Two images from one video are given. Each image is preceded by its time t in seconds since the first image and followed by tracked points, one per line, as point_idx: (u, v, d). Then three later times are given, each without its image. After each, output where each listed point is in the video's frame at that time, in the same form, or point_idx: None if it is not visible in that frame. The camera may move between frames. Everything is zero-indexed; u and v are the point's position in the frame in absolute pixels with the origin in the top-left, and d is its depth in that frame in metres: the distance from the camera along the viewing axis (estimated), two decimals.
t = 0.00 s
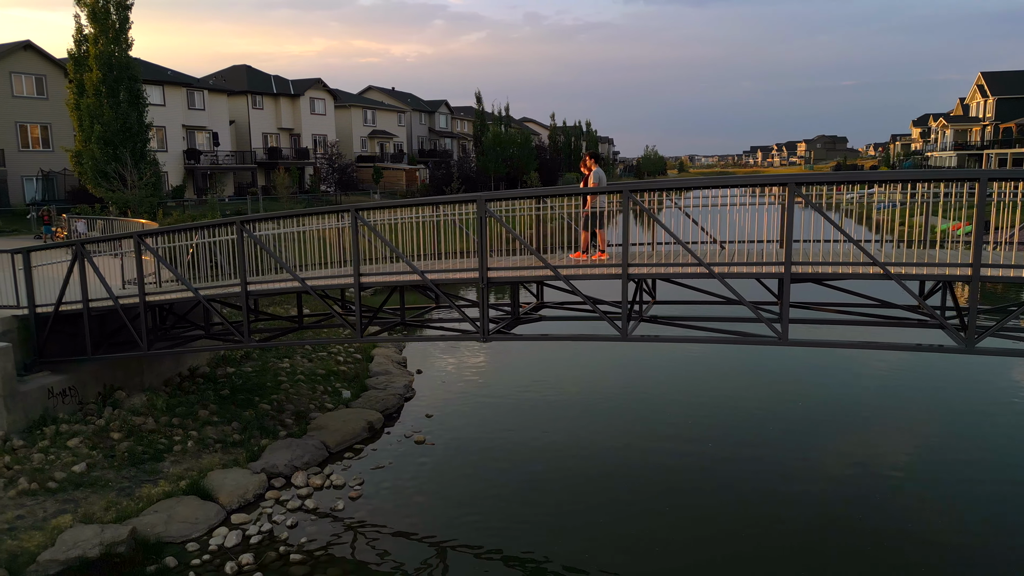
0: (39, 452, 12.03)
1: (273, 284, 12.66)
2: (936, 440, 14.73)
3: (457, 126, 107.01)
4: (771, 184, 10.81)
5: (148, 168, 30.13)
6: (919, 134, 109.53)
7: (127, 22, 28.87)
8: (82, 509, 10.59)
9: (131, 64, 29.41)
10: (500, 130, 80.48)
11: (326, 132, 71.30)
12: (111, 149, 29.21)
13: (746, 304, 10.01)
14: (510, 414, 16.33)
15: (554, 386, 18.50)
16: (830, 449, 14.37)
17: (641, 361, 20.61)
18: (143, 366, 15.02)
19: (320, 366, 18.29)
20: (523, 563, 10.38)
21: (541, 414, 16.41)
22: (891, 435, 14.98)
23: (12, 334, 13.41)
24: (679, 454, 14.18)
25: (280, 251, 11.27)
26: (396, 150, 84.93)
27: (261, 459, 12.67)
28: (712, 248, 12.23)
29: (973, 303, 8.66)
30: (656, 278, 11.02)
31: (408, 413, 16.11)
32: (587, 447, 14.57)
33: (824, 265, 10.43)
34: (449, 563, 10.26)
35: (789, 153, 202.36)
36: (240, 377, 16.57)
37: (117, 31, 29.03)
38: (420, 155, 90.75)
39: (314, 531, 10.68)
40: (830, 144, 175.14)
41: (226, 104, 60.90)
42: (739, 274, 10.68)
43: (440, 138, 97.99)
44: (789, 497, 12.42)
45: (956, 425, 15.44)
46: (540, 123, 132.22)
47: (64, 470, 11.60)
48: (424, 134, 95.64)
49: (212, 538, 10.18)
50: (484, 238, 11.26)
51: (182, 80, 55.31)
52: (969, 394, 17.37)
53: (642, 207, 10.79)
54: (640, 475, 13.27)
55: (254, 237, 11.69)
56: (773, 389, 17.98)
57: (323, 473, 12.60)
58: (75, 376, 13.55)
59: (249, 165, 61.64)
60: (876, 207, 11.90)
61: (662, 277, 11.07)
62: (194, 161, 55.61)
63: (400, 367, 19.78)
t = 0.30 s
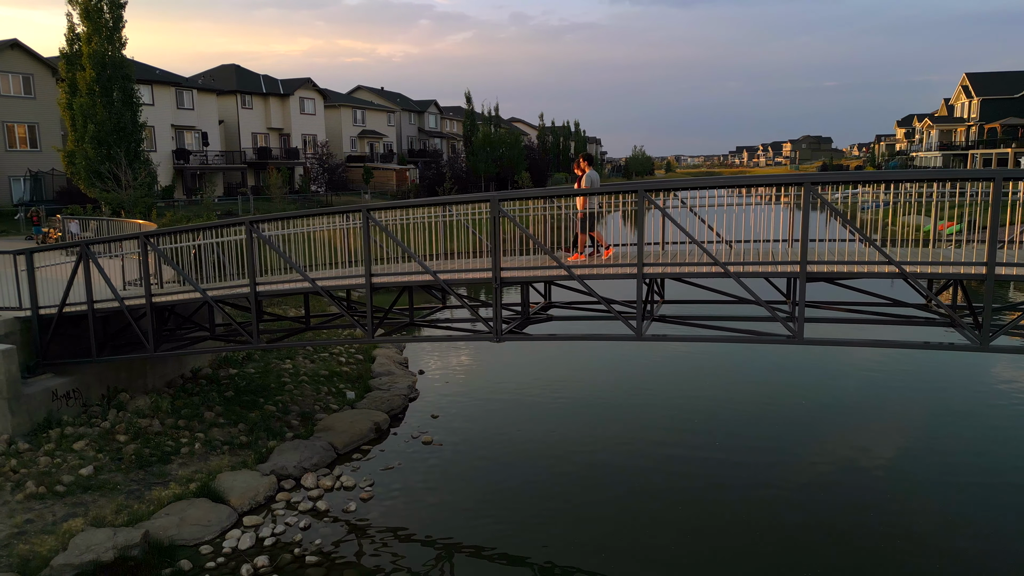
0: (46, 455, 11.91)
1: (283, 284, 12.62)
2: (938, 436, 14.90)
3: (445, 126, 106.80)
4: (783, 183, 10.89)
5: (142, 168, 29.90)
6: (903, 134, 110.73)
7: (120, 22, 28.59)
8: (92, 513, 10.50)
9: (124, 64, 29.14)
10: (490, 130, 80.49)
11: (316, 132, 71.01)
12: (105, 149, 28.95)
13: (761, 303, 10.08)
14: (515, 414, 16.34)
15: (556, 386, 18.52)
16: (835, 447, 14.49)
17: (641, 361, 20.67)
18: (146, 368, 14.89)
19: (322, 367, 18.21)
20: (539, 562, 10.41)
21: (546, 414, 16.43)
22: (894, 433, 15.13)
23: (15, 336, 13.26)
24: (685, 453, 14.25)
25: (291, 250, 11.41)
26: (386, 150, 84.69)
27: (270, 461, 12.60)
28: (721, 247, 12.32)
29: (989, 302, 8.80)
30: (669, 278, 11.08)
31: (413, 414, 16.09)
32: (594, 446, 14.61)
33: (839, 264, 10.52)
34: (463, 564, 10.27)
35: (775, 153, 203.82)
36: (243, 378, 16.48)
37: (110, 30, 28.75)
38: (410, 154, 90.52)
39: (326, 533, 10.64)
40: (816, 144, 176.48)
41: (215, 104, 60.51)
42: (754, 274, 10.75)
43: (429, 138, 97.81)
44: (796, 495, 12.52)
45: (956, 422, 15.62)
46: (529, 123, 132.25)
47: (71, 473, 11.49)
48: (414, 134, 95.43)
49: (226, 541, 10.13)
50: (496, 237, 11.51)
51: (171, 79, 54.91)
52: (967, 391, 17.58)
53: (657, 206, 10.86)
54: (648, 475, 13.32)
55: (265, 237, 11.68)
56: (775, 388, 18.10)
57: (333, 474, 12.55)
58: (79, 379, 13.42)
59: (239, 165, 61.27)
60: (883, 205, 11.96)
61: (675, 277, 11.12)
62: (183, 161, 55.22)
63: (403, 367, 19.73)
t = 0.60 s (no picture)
0: (52, 458, 11.78)
1: (295, 285, 12.54)
2: (940, 434, 15.09)
3: (435, 126, 106.54)
4: (797, 183, 10.95)
5: (137, 168, 29.65)
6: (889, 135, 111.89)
7: (114, 20, 28.29)
8: (102, 516, 10.41)
9: (118, 62, 28.83)
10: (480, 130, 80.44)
11: (306, 132, 70.67)
12: (99, 148, 28.68)
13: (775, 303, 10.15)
14: (521, 414, 16.37)
15: (558, 386, 18.57)
16: (839, 444, 14.63)
17: (643, 360, 20.74)
18: (149, 370, 14.76)
19: (325, 367, 18.15)
20: (554, 562, 10.44)
21: (551, 414, 16.47)
22: (896, 430, 15.30)
23: (17, 338, 13.10)
24: (693, 452, 14.31)
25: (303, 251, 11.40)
26: (376, 150, 84.44)
27: (279, 463, 12.54)
28: (734, 246, 12.39)
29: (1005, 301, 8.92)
30: (684, 278, 11.12)
31: (419, 415, 16.06)
32: (601, 446, 14.65)
33: (855, 264, 10.61)
34: (479, 563, 10.30)
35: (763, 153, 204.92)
36: (247, 379, 16.37)
37: (104, 28, 28.44)
38: (399, 154, 90.20)
39: (342, 535, 10.64)
40: (801, 144, 178.08)
41: (204, 103, 60.07)
42: (768, 273, 10.81)
43: (419, 138, 97.60)
44: (805, 493, 12.64)
45: (956, 420, 15.85)
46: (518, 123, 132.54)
47: (79, 476, 11.37)
48: (404, 134, 95.15)
49: (240, 543, 10.07)
50: (509, 237, 11.58)
51: (160, 78, 54.46)
52: (965, 389, 17.82)
53: (673, 207, 10.86)
54: (657, 474, 13.38)
55: (277, 238, 11.62)
56: (776, 386, 18.23)
57: (342, 476, 12.50)
58: (83, 381, 13.28)
59: (229, 165, 60.85)
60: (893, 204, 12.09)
61: (690, 277, 11.17)
62: (173, 161, 54.78)
63: (405, 368, 19.69)
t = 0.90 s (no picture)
0: (59, 462, 11.63)
1: (305, 286, 12.48)
2: (941, 429, 15.27)
3: (424, 126, 106.26)
4: (809, 183, 11.03)
5: (131, 168, 29.40)
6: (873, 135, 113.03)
7: (107, 19, 28.05)
8: (113, 519, 10.31)
9: (112, 61, 28.57)
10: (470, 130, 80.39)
11: (296, 132, 70.31)
12: (92, 148, 28.41)
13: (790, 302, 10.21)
14: (525, 414, 16.38)
15: (561, 385, 18.58)
16: (843, 441, 14.76)
17: (643, 359, 20.81)
18: (153, 371, 14.63)
19: (328, 368, 18.08)
20: (569, 561, 10.46)
21: (556, 413, 16.49)
22: (898, 427, 15.46)
23: (21, 340, 12.95)
24: (699, 451, 14.38)
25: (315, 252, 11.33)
26: (365, 150, 84.13)
27: (288, 464, 12.47)
28: (743, 246, 12.46)
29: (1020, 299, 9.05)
30: (698, 277, 11.17)
31: (425, 415, 16.03)
32: (608, 444, 14.69)
33: (870, 264, 10.72)
34: (494, 563, 10.30)
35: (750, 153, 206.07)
36: (250, 381, 16.26)
37: (98, 27, 28.19)
38: (388, 154, 89.90)
39: (355, 536, 10.60)
40: (788, 144, 179.26)
41: (193, 103, 59.60)
42: (781, 272, 10.88)
43: (408, 138, 97.36)
44: (813, 489, 12.73)
45: (956, 415, 16.04)
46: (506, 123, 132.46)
47: (88, 480, 11.25)
48: (393, 134, 94.85)
49: (254, 545, 10.02)
50: (522, 237, 11.58)
51: (147, 77, 53.99)
52: (962, 385, 18.04)
53: (688, 207, 10.92)
54: (665, 473, 13.43)
55: (287, 239, 11.55)
56: (777, 385, 18.37)
57: (353, 477, 12.45)
58: (87, 384, 13.14)
59: (218, 165, 60.41)
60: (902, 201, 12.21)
61: (704, 276, 11.22)
62: (162, 160, 54.30)
63: (407, 368, 19.64)
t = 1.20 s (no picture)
0: (65, 465, 11.49)
1: (315, 286, 12.44)
2: (942, 426, 15.45)
3: (411, 126, 105.97)
4: (821, 182, 11.13)
5: (124, 168, 29.09)
6: (857, 135, 113.96)
7: (100, 17, 27.76)
8: (124, 522, 10.20)
9: (104, 60, 28.27)
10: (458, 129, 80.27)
11: (284, 132, 69.88)
12: (85, 148, 28.11)
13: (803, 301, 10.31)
14: (529, 414, 16.38)
15: (563, 385, 18.66)
16: (847, 439, 14.90)
17: (643, 358, 20.91)
18: (156, 373, 14.48)
19: (330, 369, 18.01)
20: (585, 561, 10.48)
21: (560, 412, 16.52)
22: (899, 424, 15.65)
23: (23, 342, 12.78)
24: (705, 449, 14.47)
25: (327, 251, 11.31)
26: (353, 150, 83.76)
27: (297, 466, 12.39)
28: (755, 244, 12.51)
29: None
30: (711, 276, 11.25)
31: (430, 415, 16.00)
32: (614, 443, 14.74)
33: (886, 263, 10.90)
34: (510, 563, 10.32)
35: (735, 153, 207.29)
36: (253, 382, 16.15)
37: (90, 25, 27.89)
38: (376, 154, 89.49)
39: (370, 537, 10.58)
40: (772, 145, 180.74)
41: (179, 102, 59.06)
42: (794, 270, 10.99)
43: (396, 138, 97.04)
44: (819, 486, 12.85)
45: (956, 412, 16.26)
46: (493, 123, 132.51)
47: (95, 482, 11.13)
48: (380, 134, 94.49)
49: (269, 548, 9.96)
50: (535, 236, 11.62)
51: (133, 76, 53.43)
52: (959, 383, 18.29)
53: (703, 206, 10.98)
54: (672, 472, 13.50)
55: (298, 239, 11.51)
56: (776, 383, 18.50)
57: (362, 478, 12.40)
58: (91, 386, 12.98)
59: (205, 165, 59.89)
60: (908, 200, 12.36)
61: (717, 275, 11.31)
62: (149, 160, 53.76)
63: (408, 368, 19.60)
